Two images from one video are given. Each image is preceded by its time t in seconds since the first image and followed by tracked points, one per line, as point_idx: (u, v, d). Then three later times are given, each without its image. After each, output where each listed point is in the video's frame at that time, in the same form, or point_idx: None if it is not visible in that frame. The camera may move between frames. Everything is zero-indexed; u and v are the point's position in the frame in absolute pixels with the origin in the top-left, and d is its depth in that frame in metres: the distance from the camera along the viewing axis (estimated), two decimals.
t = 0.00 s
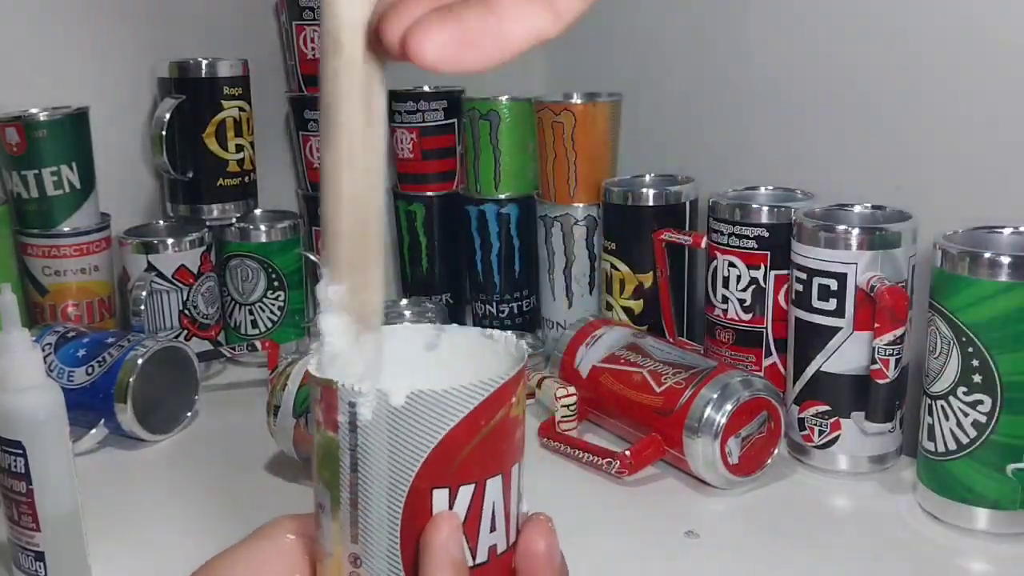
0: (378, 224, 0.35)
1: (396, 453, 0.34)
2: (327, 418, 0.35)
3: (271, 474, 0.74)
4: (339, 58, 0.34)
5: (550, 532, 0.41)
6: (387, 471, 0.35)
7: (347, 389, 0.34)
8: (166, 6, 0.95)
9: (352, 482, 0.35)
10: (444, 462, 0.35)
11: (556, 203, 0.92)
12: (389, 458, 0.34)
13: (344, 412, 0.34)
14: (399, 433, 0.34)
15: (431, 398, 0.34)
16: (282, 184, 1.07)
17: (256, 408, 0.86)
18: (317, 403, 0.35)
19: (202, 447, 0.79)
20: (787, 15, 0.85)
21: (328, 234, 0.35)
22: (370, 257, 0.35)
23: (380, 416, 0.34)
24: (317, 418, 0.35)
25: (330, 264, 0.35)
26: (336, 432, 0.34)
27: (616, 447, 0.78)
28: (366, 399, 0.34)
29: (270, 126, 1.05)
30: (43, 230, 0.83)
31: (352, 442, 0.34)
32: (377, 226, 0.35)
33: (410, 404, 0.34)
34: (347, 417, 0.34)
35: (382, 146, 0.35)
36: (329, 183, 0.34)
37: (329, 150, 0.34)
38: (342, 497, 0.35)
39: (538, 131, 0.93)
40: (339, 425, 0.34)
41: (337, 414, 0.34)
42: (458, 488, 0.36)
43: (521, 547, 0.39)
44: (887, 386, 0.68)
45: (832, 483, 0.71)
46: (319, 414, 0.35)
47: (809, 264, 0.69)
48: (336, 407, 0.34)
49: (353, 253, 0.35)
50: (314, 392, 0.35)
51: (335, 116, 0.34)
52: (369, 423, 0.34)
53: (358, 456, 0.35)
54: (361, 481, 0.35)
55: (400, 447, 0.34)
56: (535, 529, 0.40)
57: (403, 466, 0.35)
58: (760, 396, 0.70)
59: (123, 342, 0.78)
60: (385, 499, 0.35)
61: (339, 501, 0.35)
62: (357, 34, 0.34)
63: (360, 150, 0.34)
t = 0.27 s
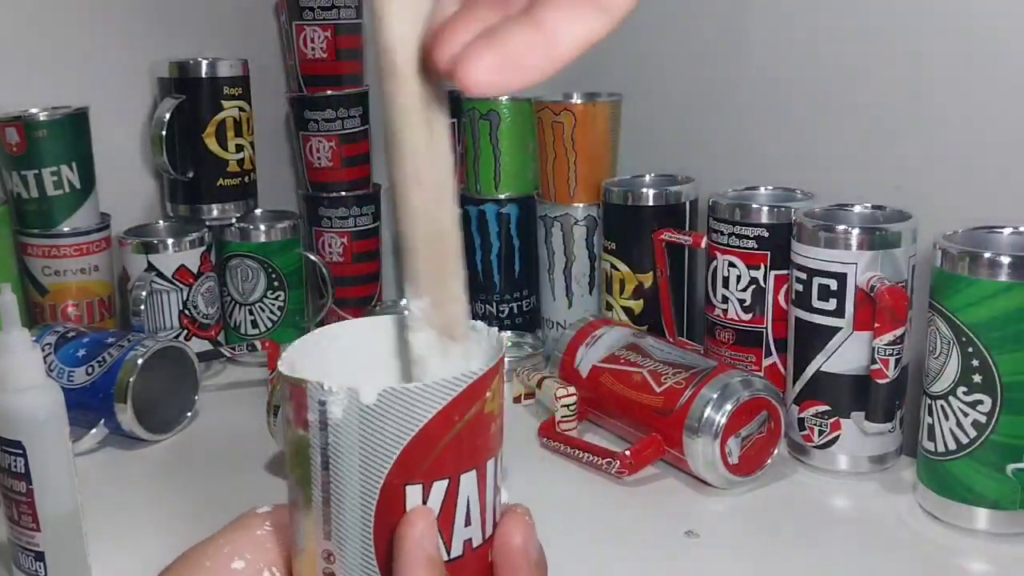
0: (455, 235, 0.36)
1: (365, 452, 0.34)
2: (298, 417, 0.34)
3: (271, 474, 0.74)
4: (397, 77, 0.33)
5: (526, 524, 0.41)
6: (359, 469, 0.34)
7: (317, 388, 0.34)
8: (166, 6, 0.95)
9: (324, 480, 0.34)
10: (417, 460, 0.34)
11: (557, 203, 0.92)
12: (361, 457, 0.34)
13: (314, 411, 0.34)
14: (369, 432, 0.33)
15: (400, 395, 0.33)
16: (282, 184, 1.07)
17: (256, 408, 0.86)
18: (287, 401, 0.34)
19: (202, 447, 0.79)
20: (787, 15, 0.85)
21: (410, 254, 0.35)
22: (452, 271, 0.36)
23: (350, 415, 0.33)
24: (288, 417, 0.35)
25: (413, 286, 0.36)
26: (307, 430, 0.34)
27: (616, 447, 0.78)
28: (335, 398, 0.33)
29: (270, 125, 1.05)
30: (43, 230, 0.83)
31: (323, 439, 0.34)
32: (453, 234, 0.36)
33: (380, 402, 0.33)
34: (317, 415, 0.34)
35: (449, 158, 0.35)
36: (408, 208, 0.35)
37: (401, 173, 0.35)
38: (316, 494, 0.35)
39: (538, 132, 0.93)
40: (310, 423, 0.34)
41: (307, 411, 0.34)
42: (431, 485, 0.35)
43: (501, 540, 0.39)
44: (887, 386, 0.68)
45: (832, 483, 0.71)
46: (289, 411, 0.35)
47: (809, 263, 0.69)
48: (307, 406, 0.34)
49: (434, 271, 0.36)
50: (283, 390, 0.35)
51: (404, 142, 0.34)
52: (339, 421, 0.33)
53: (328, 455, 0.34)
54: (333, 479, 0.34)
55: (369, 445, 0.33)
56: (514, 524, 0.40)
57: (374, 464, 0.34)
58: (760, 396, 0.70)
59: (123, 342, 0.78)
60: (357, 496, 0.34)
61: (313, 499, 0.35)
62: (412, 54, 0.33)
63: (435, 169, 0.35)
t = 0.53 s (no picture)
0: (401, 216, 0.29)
1: (372, 433, 0.33)
2: (301, 398, 0.33)
3: (271, 473, 0.74)
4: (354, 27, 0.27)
5: (534, 504, 0.41)
6: (364, 453, 0.33)
7: (320, 369, 0.32)
8: (167, 6, 0.95)
9: (329, 462, 0.33)
10: (425, 442, 0.33)
11: (557, 203, 0.92)
12: (367, 440, 0.33)
13: (318, 393, 0.32)
14: (375, 415, 0.32)
15: (408, 376, 0.32)
16: (282, 184, 1.07)
17: (256, 408, 0.86)
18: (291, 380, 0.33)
19: (202, 447, 0.79)
20: (787, 15, 0.85)
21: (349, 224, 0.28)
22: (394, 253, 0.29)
23: (356, 399, 0.32)
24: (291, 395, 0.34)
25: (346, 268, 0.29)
26: (311, 413, 0.33)
27: (616, 447, 0.78)
28: (339, 380, 0.32)
29: (270, 126, 1.05)
30: (43, 230, 0.83)
31: (327, 423, 0.33)
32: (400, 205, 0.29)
33: (385, 386, 0.32)
34: (321, 398, 0.32)
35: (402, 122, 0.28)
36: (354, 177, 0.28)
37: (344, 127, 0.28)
38: (320, 476, 0.34)
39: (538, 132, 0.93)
40: (314, 406, 0.33)
41: (311, 394, 0.33)
42: (438, 468, 0.34)
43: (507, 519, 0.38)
44: (887, 386, 0.68)
45: (832, 483, 0.71)
46: (292, 391, 0.33)
47: (809, 263, 0.69)
48: (311, 387, 0.33)
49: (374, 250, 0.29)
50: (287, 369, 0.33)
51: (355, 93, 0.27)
52: (344, 405, 0.32)
53: (334, 437, 0.33)
54: (339, 462, 0.33)
55: (376, 426, 0.33)
56: (520, 505, 0.39)
57: (380, 445, 0.33)
58: (760, 395, 0.70)
59: (123, 342, 0.78)
60: (362, 479, 0.33)
61: (317, 481, 0.34)
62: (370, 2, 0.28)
63: (382, 130, 0.28)
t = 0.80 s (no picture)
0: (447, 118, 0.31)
1: (380, 348, 0.31)
2: (310, 304, 0.31)
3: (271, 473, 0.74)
4: None
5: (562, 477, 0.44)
6: (370, 369, 0.31)
7: (332, 273, 0.31)
8: (166, 6, 0.95)
9: (332, 381, 0.31)
10: (436, 364, 0.31)
11: (556, 203, 0.92)
12: (374, 357, 0.31)
13: (327, 299, 0.31)
14: (385, 330, 0.30)
15: (422, 291, 0.30)
16: (282, 184, 1.07)
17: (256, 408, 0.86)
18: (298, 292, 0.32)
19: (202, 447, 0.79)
20: (787, 15, 0.85)
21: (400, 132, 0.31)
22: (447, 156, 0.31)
23: (366, 306, 0.30)
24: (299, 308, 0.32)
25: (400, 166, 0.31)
26: (317, 321, 0.31)
27: (616, 447, 0.78)
28: (349, 286, 0.30)
29: (270, 125, 1.05)
30: (43, 230, 0.83)
31: (334, 333, 0.31)
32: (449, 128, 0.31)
33: (399, 294, 0.30)
34: (329, 304, 0.31)
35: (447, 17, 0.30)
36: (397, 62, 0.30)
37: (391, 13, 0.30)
38: (320, 392, 0.32)
39: (538, 132, 0.93)
40: (321, 315, 0.31)
41: (319, 299, 0.31)
42: (449, 396, 0.31)
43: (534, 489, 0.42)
44: (887, 386, 0.68)
45: (831, 483, 0.71)
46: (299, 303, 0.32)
47: (809, 264, 0.69)
48: (320, 292, 0.31)
49: (421, 159, 0.31)
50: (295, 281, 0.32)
51: None
52: (353, 313, 0.30)
53: (340, 356, 0.31)
54: (342, 385, 0.31)
55: (385, 341, 0.31)
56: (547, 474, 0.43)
57: (388, 366, 0.31)
58: (760, 395, 0.70)
59: (123, 342, 0.78)
60: (366, 400, 0.31)
61: (317, 399, 0.32)
62: None
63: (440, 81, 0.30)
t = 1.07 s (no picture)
0: (371, 289, 0.31)
1: (384, 431, 0.33)
2: (313, 402, 0.33)
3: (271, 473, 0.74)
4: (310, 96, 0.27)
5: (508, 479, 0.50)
6: (377, 451, 0.34)
7: (331, 371, 0.33)
8: (167, 6, 0.95)
9: (342, 465, 0.34)
10: (435, 436, 0.34)
11: (557, 203, 0.92)
12: (379, 440, 0.34)
13: (331, 396, 0.33)
14: (388, 415, 0.33)
15: (417, 373, 0.33)
16: (283, 184, 1.07)
17: (256, 408, 0.86)
18: (300, 387, 0.34)
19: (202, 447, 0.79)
20: (787, 15, 0.85)
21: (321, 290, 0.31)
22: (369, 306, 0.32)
23: (369, 398, 0.33)
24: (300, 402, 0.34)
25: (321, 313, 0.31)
26: (324, 418, 0.33)
27: (616, 447, 0.78)
28: (353, 381, 0.33)
29: (270, 126, 1.05)
30: (43, 230, 0.83)
31: (341, 426, 0.33)
32: (372, 298, 0.31)
33: (398, 383, 0.33)
34: (333, 400, 0.33)
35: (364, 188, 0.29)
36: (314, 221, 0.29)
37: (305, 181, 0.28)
38: (333, 481, 0.34)
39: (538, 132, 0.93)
40: (326, 410, 0.33)
41: (322, 398, 0.33)
42: (448, 459, 0.35)
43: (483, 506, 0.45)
44: (887, 386, 0.68)
45: (831, 483, 0.71)
46: (301, 398, 0.34)
47: (809, 263, 0.69)
48: (322, 390, 0.33)
49: (345, 304, 0.31)
50: (295, 377, 0.34)
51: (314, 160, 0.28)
52: (356, 404, 0.33)
53: (347, 440, 0.34)
54: (352, 466, 0.34)
55: (387, 425, 0.33)
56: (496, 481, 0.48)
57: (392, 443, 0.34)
58: (760, 396, 0.70)
59: (124, 342, 0.78)
60: (376, 479, 0.34)
61: (330, 486, 0.34)
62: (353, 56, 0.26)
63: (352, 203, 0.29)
